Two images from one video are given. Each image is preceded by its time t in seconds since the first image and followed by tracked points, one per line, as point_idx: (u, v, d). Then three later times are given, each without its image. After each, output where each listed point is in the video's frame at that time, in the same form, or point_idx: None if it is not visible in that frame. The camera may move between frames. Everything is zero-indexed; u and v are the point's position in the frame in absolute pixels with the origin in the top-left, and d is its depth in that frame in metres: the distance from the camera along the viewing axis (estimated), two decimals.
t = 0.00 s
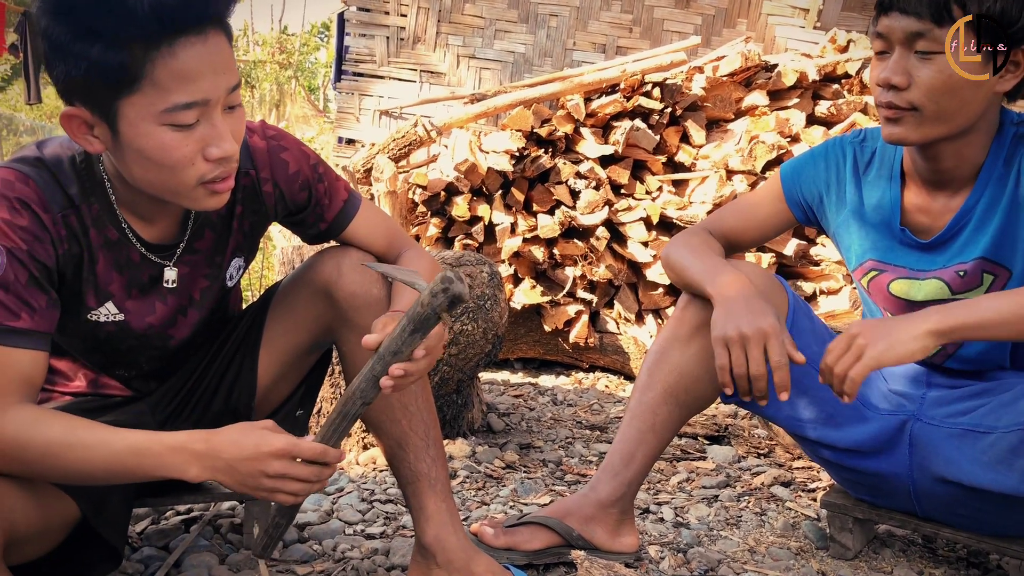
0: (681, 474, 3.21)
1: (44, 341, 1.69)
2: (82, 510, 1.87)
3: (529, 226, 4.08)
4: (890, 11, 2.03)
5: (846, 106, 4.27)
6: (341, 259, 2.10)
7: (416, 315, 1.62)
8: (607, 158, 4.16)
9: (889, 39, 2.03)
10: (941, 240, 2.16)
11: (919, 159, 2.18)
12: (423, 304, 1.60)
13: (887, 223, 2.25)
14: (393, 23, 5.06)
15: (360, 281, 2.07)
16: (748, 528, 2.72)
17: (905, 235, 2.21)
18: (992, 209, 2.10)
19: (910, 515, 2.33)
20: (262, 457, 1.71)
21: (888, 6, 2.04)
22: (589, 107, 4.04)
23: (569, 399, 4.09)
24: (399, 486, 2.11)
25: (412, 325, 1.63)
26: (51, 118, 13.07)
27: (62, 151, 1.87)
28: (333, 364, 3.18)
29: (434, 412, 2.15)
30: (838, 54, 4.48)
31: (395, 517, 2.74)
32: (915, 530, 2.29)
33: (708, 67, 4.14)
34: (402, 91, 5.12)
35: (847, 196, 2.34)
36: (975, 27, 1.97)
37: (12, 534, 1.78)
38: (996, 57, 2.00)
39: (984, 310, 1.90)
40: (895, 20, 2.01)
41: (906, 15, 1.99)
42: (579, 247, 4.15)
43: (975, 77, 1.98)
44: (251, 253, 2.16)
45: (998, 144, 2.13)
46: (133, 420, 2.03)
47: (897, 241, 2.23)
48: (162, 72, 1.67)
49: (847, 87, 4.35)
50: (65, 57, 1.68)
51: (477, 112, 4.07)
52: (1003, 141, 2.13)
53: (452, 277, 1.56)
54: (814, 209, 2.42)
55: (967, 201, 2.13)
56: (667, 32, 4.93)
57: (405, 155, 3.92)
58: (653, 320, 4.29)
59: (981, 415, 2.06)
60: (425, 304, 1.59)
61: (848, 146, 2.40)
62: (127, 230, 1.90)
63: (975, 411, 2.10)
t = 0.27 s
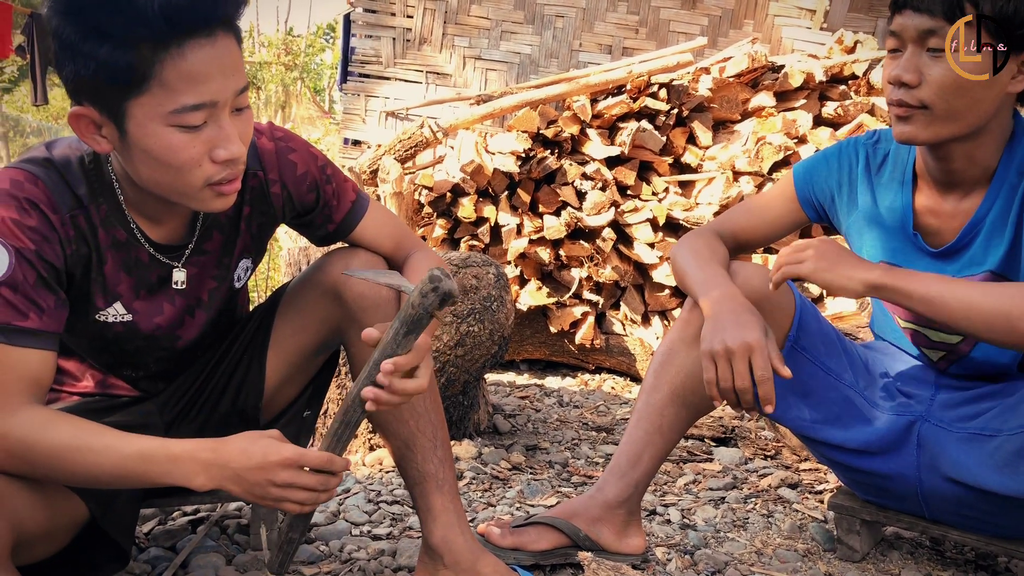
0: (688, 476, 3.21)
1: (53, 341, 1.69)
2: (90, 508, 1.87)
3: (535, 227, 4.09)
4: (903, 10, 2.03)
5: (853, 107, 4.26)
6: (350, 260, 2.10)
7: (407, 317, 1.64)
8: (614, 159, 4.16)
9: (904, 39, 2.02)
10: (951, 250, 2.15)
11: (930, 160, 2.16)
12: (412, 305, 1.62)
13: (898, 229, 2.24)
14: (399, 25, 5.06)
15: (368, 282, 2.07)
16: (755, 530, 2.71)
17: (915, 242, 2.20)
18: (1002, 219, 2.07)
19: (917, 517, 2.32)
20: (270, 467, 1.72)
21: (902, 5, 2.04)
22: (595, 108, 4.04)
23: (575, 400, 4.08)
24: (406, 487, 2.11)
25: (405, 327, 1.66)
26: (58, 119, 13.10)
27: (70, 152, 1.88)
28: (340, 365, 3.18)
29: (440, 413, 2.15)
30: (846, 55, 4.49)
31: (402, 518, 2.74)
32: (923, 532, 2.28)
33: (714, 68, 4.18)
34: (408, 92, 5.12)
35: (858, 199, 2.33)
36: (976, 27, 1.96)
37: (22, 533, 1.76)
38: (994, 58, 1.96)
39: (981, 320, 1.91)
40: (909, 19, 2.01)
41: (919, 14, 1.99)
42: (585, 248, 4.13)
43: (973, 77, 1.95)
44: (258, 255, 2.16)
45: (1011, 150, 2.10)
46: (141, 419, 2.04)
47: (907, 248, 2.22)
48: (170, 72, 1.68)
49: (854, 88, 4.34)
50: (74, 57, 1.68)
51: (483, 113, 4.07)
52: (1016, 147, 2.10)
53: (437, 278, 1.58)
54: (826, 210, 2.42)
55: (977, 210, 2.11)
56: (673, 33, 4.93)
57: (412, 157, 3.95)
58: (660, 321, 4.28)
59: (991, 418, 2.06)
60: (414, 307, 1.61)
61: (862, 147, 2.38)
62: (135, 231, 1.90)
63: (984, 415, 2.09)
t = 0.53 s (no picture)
0: (696, 478, 3.20)
1: (59, 339, 1.70)
2: (99, 507, 1.87)
3: (543, 228, 4.09)
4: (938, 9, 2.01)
5: (862, 108, 4.26)
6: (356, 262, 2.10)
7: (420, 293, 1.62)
8: (622, 160, 4.16)
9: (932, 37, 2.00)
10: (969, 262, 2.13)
11: (959, 164, 2.13)
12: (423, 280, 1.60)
13: (916, 234, 2.24)
14: (407, 26, 5.07)
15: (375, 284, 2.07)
16: (764, 532, 2.71)
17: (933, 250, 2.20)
18: None
19: (926, 520, 2.32)
20: (266, 466, 1.69)
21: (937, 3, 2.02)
22: (604, 109, 4.03)
23: (583, 401, 4.08)
24: (415, 488, 2.11)
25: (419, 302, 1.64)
26: (67, 120, 13.18)
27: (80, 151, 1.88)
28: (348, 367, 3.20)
29: (449, 414, 2.15)
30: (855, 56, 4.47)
31: (410, 519, 2.74)
32: (932, 535, 2.27)
33: (722, 70, 4.18)
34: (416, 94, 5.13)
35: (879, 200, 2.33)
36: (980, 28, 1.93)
37: (32, 533, 1.77)
38: (994, 57, 1.89)
39: (980, 315, 1.87)
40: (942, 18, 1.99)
41: (952, 13, 1.97)
42: (593, 249, 4.14)
43: (968, 75, 1.91)
44: (267, 256, 2.17)
45: None
46: (150, 419, 2.04)
47: (923, 254, 2.22)
48: (175, 71, 1.67)
49: (864, 88, 4.35)
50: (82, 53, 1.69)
51: (489, 116, 4.05)
52: None
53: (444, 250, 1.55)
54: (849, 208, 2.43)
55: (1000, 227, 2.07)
56: (682, 34, 4.93)
57: (419, 157, 3.91)
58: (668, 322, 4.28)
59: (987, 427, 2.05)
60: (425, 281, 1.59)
61: (888, 147, 2.37)
62: (143, 230, 1.91)
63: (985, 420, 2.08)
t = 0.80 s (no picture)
0: (705, 478, 3.20)
1: (69, 324, 1.68)
2: (110, 507, 1.88)
3: (551, 228, 4.09)
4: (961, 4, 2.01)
5: (871, 108, 4.25)
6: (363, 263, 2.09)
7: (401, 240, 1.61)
8: (630, 160, 4.15)
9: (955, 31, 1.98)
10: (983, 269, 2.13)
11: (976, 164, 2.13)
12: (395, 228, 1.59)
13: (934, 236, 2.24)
14: (416, 26, 5.07)
15: (383, 285, 2.06)
16: (773, 533, 2.70)
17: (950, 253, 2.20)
18: None
19: (936, 521, 2.31)
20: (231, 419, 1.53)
21: None
22: (612, 109, 4.03)
23: (592, 401, 4.08)
24: (423, 488, 2.12)
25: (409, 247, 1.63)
26: (75, 119, 13.26)
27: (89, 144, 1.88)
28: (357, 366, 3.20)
29: (458, 414, 2.15)
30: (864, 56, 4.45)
31: (419, 519, 2.74)
32: (943, 536, 2.26)
33: (731, 69, 4.16)
34: (425, 93, 5.13)
35: (898, 198, 2.32)
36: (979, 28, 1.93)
37: (42, 532, 1.75)
38: (995, 57, 1.89)
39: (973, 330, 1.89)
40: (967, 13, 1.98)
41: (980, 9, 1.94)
42: (601, 249, 4.13)
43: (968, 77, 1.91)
44: (273, 253, 2.16)
45: None
46: (161, 420, 2.00)
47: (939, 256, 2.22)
48: (182, 61, 1.65)
49: (873, 88, 4.34)
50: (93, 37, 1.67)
51: (498, 114, 4.07)
52: None
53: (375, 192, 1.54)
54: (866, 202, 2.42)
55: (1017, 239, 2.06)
56: (690, 34, 4.92)
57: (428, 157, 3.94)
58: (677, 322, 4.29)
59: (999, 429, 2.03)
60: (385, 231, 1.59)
61: (911, 145, 2.35)
62: (150, 223, 1.89)
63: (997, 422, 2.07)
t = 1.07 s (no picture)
0: (715, 477, 3.19)
1: (82, 316, 1.68)
2: (120, 504, 1.87)
3: (560, 227, 4.08)
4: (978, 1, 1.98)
5: (883, 106, 4.23)
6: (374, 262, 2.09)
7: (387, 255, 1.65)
8: (639, 159, 4.15)
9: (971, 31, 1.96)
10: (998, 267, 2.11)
11: (994, 163, 2.10)
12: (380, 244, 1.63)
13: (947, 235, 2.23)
14: (425, 24, 5.07)
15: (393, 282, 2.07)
16: (784, 532, 2.69)
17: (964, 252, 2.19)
18: None
19: (949, 521, 2.29)
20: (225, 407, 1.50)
21: None
22: (623, 107, 4.02)
23: (601, 400, 4.08)
24: (433, 486, 2.11)
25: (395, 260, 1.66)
26: (86, 119, 13.33)
27: (98, 140, 1.88)
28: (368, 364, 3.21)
29: (467, 413, 2.14)
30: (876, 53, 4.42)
31: (428, 517, 2.74)
32: (955, 536, 2.25)
33: (742, 67, 4.14)
34: (434, 92, 5.13)
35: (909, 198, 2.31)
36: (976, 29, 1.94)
37: (55, 530, 1.73)
38: (994, 57, 1.89)
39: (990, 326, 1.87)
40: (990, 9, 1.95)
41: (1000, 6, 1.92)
42: (611, 249, 4.11)
43: (973, 78, 1.92)
44: (283, 250, 2.15)
45: None
46: (170, 417, 2.02)
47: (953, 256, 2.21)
48: (186, 62, 1.65)
49: (884, 87, 4.32)
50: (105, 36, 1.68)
51: (507, 113, 4.09)
52: None
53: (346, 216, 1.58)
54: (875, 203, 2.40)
55: None
56: (700, 32, 4.92)
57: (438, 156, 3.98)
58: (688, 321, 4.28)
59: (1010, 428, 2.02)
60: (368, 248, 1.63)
61: (920, 144, 2.34)
62: (158, 220, 1.89)
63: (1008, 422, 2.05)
